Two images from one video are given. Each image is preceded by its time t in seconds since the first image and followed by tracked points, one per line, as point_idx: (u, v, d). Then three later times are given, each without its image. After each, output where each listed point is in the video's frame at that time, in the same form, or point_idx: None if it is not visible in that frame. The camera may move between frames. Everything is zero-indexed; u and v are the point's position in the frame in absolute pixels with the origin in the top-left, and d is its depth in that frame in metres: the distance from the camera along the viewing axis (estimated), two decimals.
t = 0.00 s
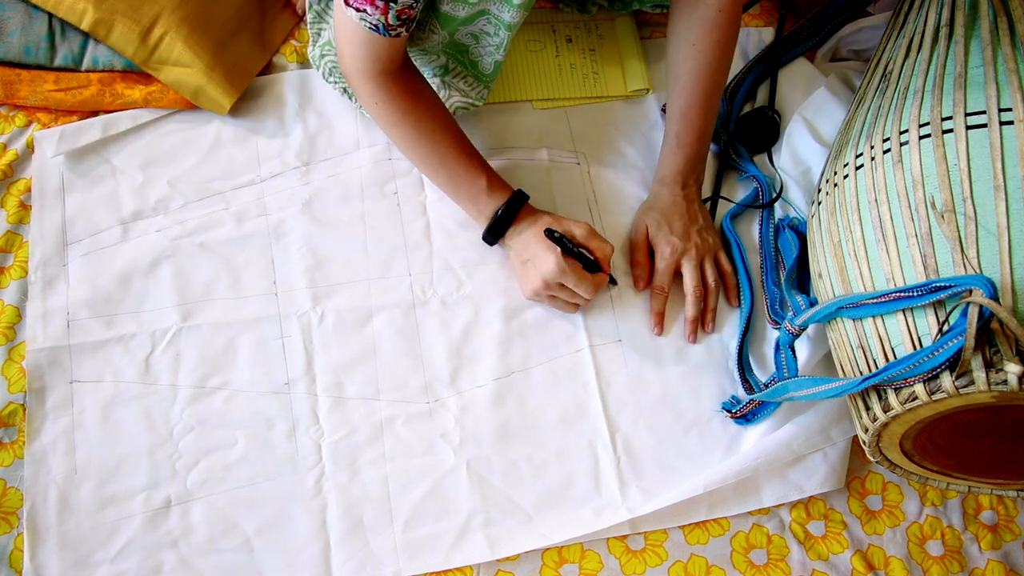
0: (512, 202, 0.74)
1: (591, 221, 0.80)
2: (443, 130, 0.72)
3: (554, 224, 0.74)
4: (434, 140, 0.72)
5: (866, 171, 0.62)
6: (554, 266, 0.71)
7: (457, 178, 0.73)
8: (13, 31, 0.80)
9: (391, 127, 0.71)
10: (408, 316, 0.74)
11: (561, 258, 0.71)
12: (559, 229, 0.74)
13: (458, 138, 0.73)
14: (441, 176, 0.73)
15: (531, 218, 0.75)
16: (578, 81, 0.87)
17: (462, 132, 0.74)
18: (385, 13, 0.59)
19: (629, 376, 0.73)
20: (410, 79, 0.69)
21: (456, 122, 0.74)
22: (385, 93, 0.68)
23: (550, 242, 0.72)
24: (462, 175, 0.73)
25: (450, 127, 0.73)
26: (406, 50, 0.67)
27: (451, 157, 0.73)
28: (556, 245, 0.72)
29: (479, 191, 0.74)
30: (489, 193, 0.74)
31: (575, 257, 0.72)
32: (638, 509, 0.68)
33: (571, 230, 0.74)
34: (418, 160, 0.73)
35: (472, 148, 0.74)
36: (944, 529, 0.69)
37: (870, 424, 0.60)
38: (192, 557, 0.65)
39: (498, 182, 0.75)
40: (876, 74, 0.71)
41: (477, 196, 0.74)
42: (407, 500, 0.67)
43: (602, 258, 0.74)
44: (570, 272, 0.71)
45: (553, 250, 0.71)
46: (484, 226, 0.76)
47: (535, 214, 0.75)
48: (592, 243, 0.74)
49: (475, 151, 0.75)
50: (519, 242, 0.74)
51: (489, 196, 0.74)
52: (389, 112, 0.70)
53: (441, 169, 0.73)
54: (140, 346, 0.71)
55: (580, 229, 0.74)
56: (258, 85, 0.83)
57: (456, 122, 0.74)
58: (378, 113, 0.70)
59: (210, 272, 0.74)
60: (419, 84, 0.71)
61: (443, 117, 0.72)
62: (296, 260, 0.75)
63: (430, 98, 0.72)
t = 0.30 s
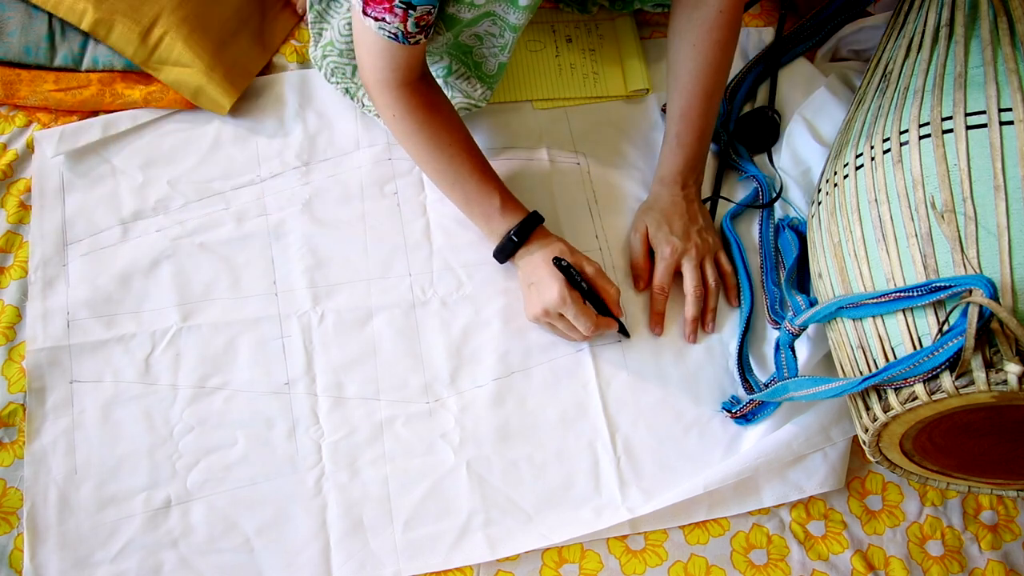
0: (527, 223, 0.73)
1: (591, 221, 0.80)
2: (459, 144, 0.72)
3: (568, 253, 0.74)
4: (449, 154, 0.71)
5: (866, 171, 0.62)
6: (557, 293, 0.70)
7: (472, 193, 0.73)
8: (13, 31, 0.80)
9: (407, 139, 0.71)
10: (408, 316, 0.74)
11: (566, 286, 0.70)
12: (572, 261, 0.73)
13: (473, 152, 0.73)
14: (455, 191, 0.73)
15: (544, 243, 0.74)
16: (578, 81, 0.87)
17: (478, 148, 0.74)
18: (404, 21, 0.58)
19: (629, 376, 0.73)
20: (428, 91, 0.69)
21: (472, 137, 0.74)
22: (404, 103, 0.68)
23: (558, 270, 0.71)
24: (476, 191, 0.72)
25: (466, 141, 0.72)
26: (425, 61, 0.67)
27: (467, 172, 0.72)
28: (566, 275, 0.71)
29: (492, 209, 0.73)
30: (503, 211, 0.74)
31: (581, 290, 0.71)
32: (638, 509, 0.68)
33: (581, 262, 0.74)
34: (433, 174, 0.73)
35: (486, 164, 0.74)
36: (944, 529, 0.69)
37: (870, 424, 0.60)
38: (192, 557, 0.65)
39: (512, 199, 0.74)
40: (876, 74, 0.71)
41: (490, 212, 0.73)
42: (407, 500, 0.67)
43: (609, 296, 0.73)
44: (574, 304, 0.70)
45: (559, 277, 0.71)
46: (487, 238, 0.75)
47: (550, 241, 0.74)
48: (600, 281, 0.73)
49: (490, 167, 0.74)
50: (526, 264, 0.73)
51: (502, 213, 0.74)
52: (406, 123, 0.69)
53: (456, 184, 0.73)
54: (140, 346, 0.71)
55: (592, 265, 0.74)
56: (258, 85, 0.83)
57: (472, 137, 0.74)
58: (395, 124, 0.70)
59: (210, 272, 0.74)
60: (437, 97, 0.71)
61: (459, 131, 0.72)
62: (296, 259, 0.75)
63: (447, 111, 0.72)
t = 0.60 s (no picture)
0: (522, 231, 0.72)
1: (591, 220, 0.80)
2: (458, 149, 0.71)
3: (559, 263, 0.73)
4: (448, 158, 0.71)
5: (866, 171, 0.62)
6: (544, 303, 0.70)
7: (467, 198, 0.72)
8: (13, 31, 0.80)
9: (408, 140, 0.70)
10: (408, 316, 0.74)
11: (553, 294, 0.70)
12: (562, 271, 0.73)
13: (472, 158, 0.72)
14: (451, 196, 0.72)
15: (536, 252, 0.73)
16: (579, 81, 0.87)
17: (477, 153, 0.74)
18: (405, 21, 0.57)
19: (628, 376, 0.73)
20: (430, 93, 0.69)
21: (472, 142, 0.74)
22: (405, 105, 0.68)
23: (547, 276, 0.71)
24: (472, 196, 0.72)
25: (465, 146, 0.72)
26: (429, 64, 0.67)
27: (464, 177, 0.72)
28: (554, 283, 0.71)
29: (486, 215, 0.73)
30: (498, 218, 0.73)
31: (569, 299, 0.71)
32: (638, 509, 0.68)
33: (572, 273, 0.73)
34: (430, 177, 0.72)
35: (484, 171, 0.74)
36: (944, 529, 0.69)
37: (870, 424, 0.60)
38: (192, 557, 0.65)
39: (508, 207, 0.74)
40: (876, 74, 0.71)
41: (486, 219, 0.73)
42: (407, 500, 0.67)
43: (599, 307, 0.72)
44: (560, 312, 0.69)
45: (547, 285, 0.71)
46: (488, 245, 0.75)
47: (543, 250, 0.74)
48: (590, 292, 0.73)
49: (488, 173, 0.74)
50: (517, 272, 0.73)
51: (498, 219, 0.73)
52: (406, 124, 0.69)
53: (452, 189, 0.72)
54: (140, 346, 0.71)
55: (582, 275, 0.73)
56: (258, 85, 0.83)
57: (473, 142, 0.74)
58: (395, 124, 0.69)
59: (210, 273, 0.74)
60: (439, 100, 0.70)
61: (459, 136, 0.72)
62: (296, 259, 0.75)
63: (449, 115, 0.71)
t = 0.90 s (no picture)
0: (534, 236, 0.72)
1: (591, 220, 0.80)
2: (469, 155, 0.71)
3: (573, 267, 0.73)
4: (458, 164, 0.71)
5: (866, 171, 0.62)
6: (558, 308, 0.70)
7: (479, 205, 0.72)
8: (13, 31, 0.80)
9: (419, 148, 0.70)
10: (408, 316, 0.74)
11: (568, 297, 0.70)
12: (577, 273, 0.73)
13: (482, 164, 0.72)
14: (462, 202, 0.72)
15: (550, 256, 0.73)
16: (578, 81, 0.87)
17: (487, 159, 0.73)
18: (413, 25, 0.57)
19: (628, 376, 0.73)
20: (440, 98, 0.69)
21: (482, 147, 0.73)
22: (414, 110, 0.67)
23: (562, 280, 0.71)
24: (483, 202, 0.72)
25: (475, 152, 0.72)
26: (438, 69, 0.67)
27: (474, 183, 0.71)
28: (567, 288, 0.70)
29: (498, 221, 0.73)
30: (510, 223, 0.73)
31: (585, 301, 0.70)
32: (638, 509, 0.68)
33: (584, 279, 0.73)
34: (440, 183, 0.72)
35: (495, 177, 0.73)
36: (944, 529, 0.69)
37: (869, 424, 0.60)
38: (192, 557, 0.64)
39: (518, 212, 0.74)
40: (876, 74, 0.71)
41: (496, 224, 0.73)
42: (407, 500, 0.67)
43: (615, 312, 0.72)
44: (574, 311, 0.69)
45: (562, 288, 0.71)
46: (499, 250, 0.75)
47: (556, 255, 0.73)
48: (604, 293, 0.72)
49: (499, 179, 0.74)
50: (534, 280, 0.73)
51: (509, 225, 0.73)
52: (416, 130, 0.69)
53: (463, 194, 0.72)
54: (140, 346, 0.71)
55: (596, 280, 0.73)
56: (258, 85, 0.83)
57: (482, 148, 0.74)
58: (405, 130, 0.69)
59: (210, 273, 0.74)
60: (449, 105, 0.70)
61: (469, 142, 0.71)
62: (296, 259, 0.75)
63: (459, 121, 0.71)
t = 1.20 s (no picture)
0: (541, 219, 0.73)
1: (591, 220, 0.80)
2: (472, 141, 0.72)
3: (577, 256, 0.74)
4: (462, 150, 0.72)
5: (866, 171, 0.62)
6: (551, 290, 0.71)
7: (484, 190, 0.73)
8: (13, 31, 0.80)
9: (422, 136, 0.71)
10: (408, 316, 0.74)
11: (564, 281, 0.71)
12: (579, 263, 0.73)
13: (486, 149, 0.73)
14: (467, 187, 0.73)
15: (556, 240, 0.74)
16: (579, 81, 0.87)
17: (491, 144, 0.74)
18: (410, 20, 0.58)
19: (628, 376, 0.73)
20: (441, 86, 0.70)
21: (485, 133, 0.74)
22: (416, 100, 0.68)
23: (561, 263, 0.71)
24: (488, 188, 0.73)
25: (478, 138, 0.73)
26: (438, 58, 0.67)
27: (478, 169, 0.72)
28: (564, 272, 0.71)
29: (503, 206, 0.73)
30: (516, 208, 0.74)
31: (577, 291, 0.71)
32: (638, 509, 0.68)
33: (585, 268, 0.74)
34: (445, 170, 0.73)
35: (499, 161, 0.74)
36: (943, 529, 0.69)
37: (870, 424, 0.60)
38: (192, 557, 0.64)
39: (524, 196, 0.74)
40: (876, 74, 0.71)
41: (502, 210, 0.74)
42: (407, 500, 0.67)
43: (604, 308, 0.73)
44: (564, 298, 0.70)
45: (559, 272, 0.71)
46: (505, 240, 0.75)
47: (561, 240, 0.74)
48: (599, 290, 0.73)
49: (503, 163, 0.75)
50: (531, 257, 0.73)
51: (516, 209, 0.74)
52: (419, 118, 0.70)
53: (467, 181, 0.73)
54: (140, 346, 0.71)
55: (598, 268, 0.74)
56: (258, 85, 0.83)
57: (486, 134, 0.74)
58: (408, 119, 0.70)
59: (211, 273, 0.74)
60: (451, 93, 0.71)
61: (472, 128, 0.72)
62: (296, 259, 0.75)
63: (461, 107, 0.72)
